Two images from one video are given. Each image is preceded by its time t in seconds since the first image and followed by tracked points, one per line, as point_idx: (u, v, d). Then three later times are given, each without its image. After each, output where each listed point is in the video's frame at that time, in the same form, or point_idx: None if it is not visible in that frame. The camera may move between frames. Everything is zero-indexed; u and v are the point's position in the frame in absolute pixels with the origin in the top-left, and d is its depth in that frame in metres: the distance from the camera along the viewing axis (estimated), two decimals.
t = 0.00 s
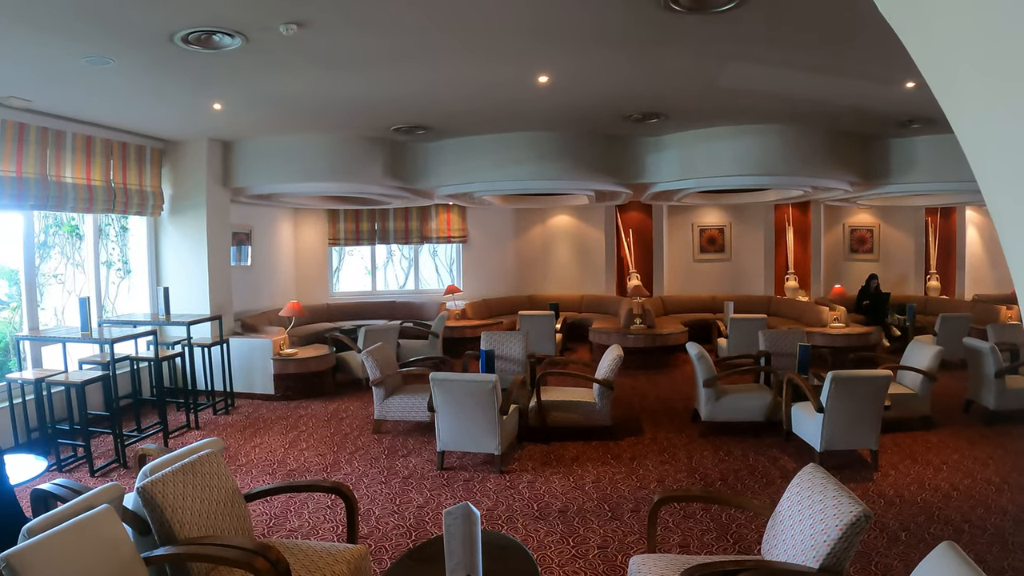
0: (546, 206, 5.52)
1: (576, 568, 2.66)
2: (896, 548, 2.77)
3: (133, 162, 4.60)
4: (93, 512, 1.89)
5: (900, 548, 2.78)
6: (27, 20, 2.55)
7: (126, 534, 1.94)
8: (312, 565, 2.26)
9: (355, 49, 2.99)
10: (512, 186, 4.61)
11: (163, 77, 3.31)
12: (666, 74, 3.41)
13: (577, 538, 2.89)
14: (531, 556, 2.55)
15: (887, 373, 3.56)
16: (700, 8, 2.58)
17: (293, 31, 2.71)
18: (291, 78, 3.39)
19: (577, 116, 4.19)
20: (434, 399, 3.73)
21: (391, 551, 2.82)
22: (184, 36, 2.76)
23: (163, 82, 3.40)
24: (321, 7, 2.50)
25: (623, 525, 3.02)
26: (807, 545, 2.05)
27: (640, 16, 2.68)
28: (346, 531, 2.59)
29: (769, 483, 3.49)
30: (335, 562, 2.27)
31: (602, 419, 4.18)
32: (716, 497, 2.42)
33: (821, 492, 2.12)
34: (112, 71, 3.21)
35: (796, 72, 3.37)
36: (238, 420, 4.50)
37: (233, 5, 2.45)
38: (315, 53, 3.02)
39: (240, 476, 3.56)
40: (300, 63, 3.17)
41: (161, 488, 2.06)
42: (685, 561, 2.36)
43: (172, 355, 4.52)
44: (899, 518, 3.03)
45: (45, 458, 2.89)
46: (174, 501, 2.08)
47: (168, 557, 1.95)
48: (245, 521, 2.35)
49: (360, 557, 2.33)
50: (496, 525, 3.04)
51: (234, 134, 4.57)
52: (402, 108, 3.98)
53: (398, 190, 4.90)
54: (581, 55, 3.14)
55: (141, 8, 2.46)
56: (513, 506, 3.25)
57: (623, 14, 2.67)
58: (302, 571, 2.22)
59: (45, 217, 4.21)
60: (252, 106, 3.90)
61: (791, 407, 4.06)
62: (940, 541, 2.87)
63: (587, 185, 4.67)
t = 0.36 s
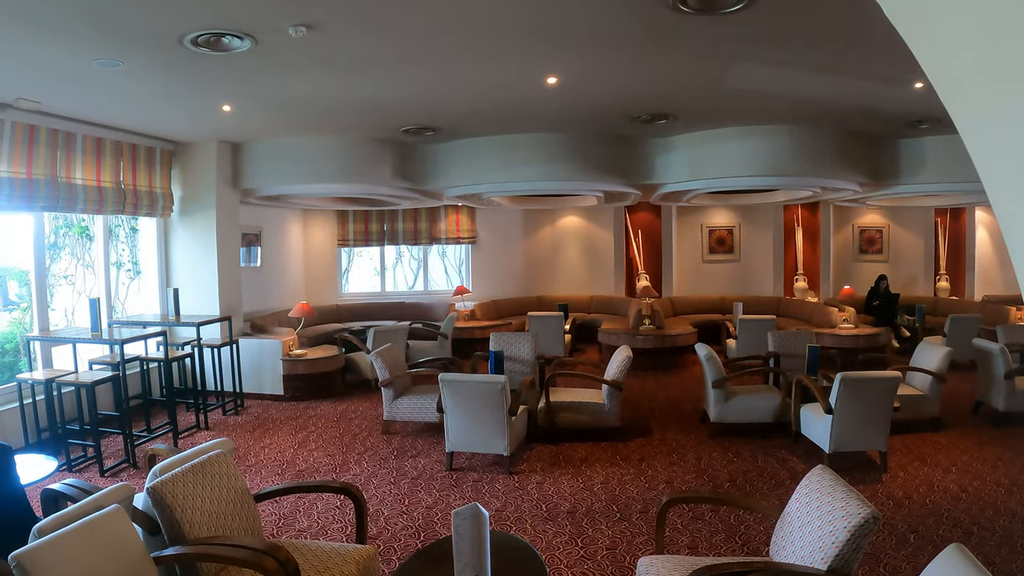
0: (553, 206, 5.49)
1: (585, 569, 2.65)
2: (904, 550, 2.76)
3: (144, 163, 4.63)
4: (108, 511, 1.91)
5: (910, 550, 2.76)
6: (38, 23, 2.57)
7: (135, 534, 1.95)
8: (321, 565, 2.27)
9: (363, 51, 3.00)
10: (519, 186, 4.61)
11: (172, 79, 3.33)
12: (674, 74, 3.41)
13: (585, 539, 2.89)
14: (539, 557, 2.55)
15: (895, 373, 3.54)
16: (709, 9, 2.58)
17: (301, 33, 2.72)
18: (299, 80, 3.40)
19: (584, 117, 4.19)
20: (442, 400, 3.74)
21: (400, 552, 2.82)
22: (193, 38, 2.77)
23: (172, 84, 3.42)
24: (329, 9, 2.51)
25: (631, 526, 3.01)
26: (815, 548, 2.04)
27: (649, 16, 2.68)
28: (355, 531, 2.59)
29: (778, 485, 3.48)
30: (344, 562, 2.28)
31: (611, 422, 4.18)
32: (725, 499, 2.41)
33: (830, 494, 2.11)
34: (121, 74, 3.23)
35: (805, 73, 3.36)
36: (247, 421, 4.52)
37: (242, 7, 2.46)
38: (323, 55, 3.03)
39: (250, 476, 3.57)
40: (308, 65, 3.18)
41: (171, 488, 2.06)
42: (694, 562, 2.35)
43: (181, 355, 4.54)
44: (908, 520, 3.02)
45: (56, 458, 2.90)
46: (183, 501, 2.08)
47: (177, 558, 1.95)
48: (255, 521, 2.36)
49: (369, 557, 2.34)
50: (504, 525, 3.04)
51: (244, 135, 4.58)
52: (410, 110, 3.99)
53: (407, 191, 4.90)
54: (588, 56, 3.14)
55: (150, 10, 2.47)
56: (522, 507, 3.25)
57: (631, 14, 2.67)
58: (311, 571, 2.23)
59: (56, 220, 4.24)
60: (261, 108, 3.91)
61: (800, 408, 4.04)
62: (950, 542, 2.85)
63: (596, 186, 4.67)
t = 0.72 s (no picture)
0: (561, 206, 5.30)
1: (592, 571, 2.63)
2: (914, 553, 2.74)
3: (154, 164, 4.59)
4: (112, 513, 1.91)
5: (919, 553, 2.74)
6: (47, 24, 2.58)
7: (143, 535, 1.97)
8: (329, 565, 2.28)
9: (371, 52, 3.01)
10: (527, 189, 4.57)
11: (179, 79, 3.33)
12: (681, 75, 3.40)
13: (593, 540, 2.86)
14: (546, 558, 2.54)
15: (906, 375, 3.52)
16: (716, 11, 2.69)
17: (309, 34, 2.72)
18: (307, 81, 3.41)
19: (591, 118, 4.18)
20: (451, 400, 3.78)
21: (408, 553, 2.81)
22: (200, 39, 2.77)
23: (179, 85, 3.42)
24: (338, 9, 2.51)
25: (639, 528, 2.99)
26: (823, 549, 2.04)
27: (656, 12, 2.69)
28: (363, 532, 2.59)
29: (786, 487, 3.47)
30: (353, 563, 2.28)
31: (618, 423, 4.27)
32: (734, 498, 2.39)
33: (838, 493, 2.09)
34: (130, 75, 3.24)
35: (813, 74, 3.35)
36: (255, 422, 4.54)
37: (249, 7, 2.47)
38: (332, 56, 3.04)
39: (257, 476, 3.58)
40: (316, 66, 3.18)
41: (179, 488, 2.05)
42: (701, 563, 2.35)
43: (187, 356, 4.55)
44: (917, 523, 3.00)
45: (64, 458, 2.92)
46: (192, 501, 2.07)
47: (186, 557, 1.95)
48: (262, 521, 2.36)
49: (377, 558, 2.34)
50: (512, 526, 3.03)
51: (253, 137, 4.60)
52: (418, 110, 3.99)
53: (416, 196, 4.77)
54: (595, 57, 3.14)
55: (157, 10, 2.47)
56: (530, 508, 3.24)
57: (638, 13, 2.67)
58: (318, 571, 2.23)
59: (65, 221, 4.24)
60: (268, 107, 3.91)
61: (808, 409, 4.04)
62: (955, 547, 2.85)
63: (608, 187, 4.66)
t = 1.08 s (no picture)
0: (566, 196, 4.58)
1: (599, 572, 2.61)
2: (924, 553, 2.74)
3: (168, 164, 4.11)
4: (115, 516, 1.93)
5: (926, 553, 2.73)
6: (49, 25, 2.57)
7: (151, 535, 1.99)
8: (334, 564, 2.29)
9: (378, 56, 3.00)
10: (531, 193, 4.48)
11: (186, 81, 3.31)
12: (688, 77, 3.39)
13: (600, 542, 2.85)
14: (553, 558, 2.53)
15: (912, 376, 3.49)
16: (723, 11, 2.71)
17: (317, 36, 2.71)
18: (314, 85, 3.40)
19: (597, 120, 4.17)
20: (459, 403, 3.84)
21: (415, 555, 2.80)
22: (208, 41, 2.74)
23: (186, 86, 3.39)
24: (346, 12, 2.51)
25: (646, 529, 2.98)
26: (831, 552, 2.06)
27: (664, 9, 2.69)
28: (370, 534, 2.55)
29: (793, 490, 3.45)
30: (360, 563, 2.29)
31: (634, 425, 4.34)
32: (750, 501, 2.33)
33: (846, 493, 2.04)
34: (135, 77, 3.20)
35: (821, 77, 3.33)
36: (260, 424, 4.50)
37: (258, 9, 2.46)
38: (338, 59, 3.03)
39: (265, 478, 3.58)
40: (323, 70, 3.17)
41: (186, 489, 2.04)
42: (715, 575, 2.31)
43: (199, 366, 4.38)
44: (927, 525, 2.96)
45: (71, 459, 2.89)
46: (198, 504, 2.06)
47: (193, 559, 1.94)
48: (265, 521, 2.34)
49: (385, 559, 2.34)
50: (519, 528, 3.00)
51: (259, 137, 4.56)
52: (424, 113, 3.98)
53: (425, 199, 4.30)
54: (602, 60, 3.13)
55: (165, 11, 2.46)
56: (537, 510, 3.22)
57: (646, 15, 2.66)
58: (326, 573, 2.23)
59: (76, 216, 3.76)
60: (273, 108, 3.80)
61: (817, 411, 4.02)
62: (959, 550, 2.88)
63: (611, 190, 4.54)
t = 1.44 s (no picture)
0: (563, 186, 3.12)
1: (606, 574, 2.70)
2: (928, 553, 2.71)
3: (165, 164, 2.90)
4: (121, 515, 1.95)
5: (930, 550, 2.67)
6: (52, 22, 2.56)
7: (156, 535, 2.00)
8: (337, 567, 2.27)
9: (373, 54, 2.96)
10: (530, 193, 3.21)
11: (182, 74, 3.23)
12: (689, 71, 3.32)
13: (608, 547, 2.88)
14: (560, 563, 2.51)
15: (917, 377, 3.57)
16: (727, 11, 2.86)
17: (321, 38, 2.78)
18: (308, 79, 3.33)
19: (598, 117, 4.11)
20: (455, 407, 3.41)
21: (419, 556, 2.86)
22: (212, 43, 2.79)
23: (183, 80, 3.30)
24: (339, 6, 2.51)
25: (652, 531, 3.03)
26: (836, 553, 2.17)
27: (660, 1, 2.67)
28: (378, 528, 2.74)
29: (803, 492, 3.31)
30: (365, 564, 2.29)
31: (638, 422, 3.51)
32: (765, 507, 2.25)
33: (851, 494, 2.22)
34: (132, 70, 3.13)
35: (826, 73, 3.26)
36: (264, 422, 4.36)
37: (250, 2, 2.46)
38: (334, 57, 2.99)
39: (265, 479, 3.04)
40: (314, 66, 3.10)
41: (193, 491, 2.02)
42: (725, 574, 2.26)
43: (193, 349, 3.10)
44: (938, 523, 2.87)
45: (74, 460, 2.75)
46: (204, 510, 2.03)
47: (200, 560, 1.93)
48: (268, 521, 2.32)
49: (391, 560, 2.33)
50: (526, 530, 3.01)
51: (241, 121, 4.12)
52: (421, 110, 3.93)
53: (428, 199, 3.09)
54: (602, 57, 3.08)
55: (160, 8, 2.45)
56: (542, 511, 3.15)
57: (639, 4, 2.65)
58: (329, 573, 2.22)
59: (78, 221, 2.72)
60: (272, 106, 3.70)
61: (822, 412, 3.81)
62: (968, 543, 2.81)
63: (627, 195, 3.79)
